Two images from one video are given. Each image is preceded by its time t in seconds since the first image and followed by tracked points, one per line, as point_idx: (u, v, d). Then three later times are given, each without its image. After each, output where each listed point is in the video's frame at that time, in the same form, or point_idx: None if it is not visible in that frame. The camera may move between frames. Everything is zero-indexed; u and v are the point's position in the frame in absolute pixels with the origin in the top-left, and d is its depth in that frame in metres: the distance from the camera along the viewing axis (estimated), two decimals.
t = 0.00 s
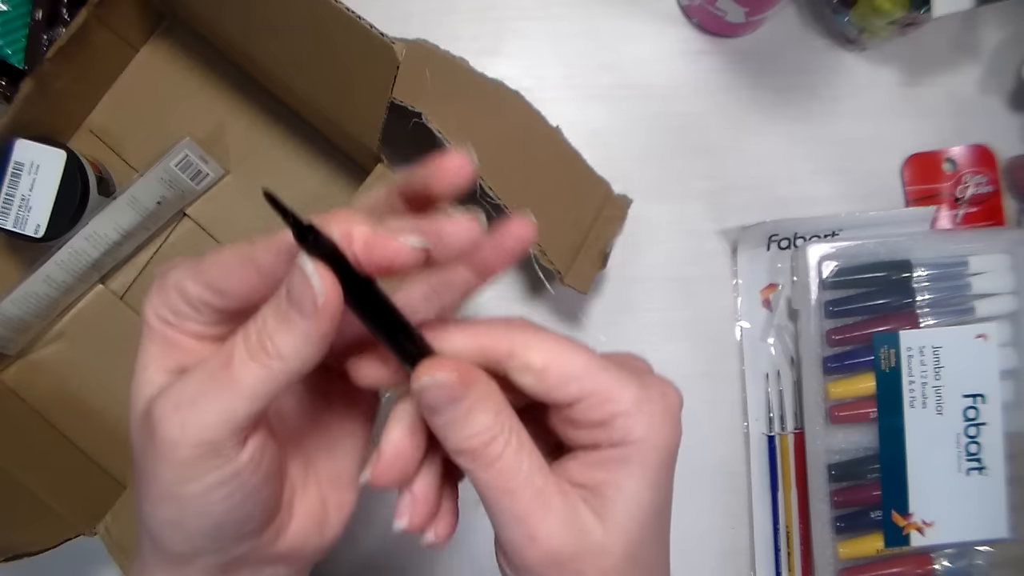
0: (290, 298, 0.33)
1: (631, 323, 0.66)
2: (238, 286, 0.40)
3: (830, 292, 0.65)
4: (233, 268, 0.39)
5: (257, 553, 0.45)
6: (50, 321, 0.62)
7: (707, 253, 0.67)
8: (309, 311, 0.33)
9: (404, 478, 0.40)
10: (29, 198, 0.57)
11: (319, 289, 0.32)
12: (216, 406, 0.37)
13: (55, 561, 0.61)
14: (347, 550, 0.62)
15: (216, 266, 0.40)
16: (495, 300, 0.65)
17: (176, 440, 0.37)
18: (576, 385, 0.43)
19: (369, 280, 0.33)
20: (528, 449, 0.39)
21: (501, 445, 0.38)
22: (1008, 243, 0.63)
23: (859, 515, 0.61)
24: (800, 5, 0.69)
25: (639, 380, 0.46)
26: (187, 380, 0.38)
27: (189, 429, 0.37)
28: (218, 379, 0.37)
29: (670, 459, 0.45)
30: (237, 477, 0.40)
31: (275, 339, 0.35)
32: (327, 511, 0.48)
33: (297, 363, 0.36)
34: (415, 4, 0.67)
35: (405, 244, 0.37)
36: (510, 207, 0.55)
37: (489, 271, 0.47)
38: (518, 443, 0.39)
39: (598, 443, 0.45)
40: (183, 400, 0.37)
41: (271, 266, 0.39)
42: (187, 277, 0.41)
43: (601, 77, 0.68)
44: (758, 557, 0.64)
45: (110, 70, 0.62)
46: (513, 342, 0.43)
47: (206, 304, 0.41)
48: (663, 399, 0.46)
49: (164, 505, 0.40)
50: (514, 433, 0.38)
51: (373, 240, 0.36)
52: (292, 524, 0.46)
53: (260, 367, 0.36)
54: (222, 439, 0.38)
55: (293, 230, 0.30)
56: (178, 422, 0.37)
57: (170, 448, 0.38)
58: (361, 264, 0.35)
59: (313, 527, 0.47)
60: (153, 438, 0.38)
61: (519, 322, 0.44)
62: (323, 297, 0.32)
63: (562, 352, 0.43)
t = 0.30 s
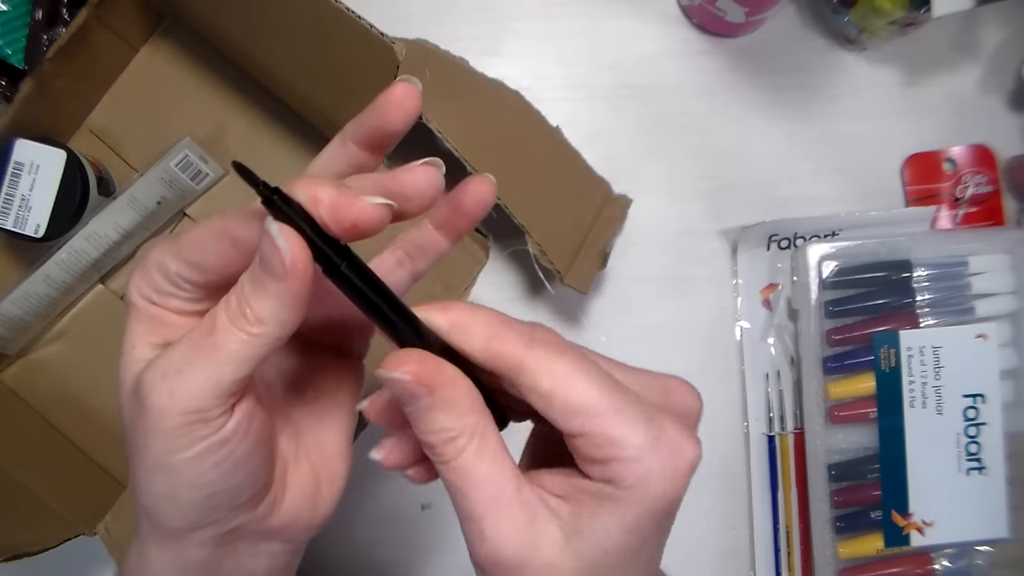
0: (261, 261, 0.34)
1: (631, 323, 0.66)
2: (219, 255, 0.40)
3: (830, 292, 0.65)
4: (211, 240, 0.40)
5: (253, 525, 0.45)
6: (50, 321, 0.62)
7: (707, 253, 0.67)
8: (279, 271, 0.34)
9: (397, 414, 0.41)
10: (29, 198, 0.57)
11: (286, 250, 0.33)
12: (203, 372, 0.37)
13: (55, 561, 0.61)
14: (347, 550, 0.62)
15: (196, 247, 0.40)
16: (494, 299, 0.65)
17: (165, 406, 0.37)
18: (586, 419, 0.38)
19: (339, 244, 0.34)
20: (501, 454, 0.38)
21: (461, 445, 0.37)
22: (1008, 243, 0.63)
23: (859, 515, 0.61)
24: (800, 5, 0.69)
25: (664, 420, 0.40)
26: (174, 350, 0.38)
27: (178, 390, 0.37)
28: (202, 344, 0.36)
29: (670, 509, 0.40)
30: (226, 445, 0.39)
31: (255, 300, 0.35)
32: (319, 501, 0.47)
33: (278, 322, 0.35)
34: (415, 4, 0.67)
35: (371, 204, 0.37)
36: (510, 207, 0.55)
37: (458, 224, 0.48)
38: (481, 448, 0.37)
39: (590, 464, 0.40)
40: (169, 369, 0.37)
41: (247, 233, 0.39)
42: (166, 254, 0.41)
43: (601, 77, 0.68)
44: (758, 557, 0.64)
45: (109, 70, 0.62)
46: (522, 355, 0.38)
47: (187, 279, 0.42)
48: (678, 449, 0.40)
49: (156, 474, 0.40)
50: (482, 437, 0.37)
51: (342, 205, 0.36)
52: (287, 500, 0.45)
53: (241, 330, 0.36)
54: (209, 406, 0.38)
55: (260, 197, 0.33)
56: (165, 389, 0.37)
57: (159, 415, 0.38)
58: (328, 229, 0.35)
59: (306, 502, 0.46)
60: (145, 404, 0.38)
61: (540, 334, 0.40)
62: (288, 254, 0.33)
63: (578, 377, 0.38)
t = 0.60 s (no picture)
0: (268, 257, 0.34)
1: (631, 322, 0.66)
2: (225, 248, 0.40)
3: (831, 292, 0.65)
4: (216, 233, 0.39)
5: (254, 520, 0.44)
6: (50, 321, 0.62)
7: (707, 253, 0.67)
8: (286, 267, 0.33)
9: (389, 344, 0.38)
10: (29, 198, 0.57)
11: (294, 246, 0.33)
12: (213, 369, 0.36)
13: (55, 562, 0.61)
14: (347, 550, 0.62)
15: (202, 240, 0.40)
16: (494, 299, 0.65)
17: (175, 401, 0.37)
18: (607, 466, 0.37)
19: (344, 238, 0.35)
20: (497, 467, 0.37)
21: (456, 453, 0.37)
22: (1008, 243, 0.63)
23: (859, 515, 0.61)
24: (800, 5, 0.69)
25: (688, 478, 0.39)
26: (183, 345, 0.37)
27: (185, 385, 0.37)
28: (211, 339, 0.36)
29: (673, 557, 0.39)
30: (233, 440, 0.39)
31: (263, 296, 0.35)
32: (321, 498, 0.47)
33: (287, 317, 0.35)
34: (415, 4, 0.67)
35: (381, 200, 0.36)
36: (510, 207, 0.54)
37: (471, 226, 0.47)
38: (474, 459, 0.37)
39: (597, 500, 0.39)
40: (179, 363, 0.37)
41: (256, 227, 0.39)
42: (173, 247, 0.41)
43: (601, 76, 0.68)
44: (758, 557, 0.64)
45: (110, 70, 0.62)
46: (554, 391, 0.37)
47: (194, 273, 0.41)
48: (693, 512, 0.39)
49: (161, 469, 0.40)
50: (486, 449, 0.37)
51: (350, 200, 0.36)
52: (291, 496, 0.45)
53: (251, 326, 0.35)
54: (218, 401, 0.38)
55: (272, 195, 0.34)
56: (173, 384, 0.37)
57: (167, 410, 0.38)
58: (336, 225, 0.36)
59: (309, 499, 0.46)
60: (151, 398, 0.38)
61: (579, 371, 0.38)
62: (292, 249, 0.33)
63: (610, 425, 0.37)
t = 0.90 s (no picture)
0: (280, 290, 0.33)
1: (631, 322, 0.66)
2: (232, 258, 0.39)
3: (830, 292, 0.65)
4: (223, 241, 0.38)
5: (256, 521, 0.45)
6: (50, 321, 0.62)
7: (707, 253, 0.67)
8: (303, 300, 0.33)
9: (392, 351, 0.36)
10: (29, 198, 0.57)
11: (303, 278, 0.32)
12: (231, 392, 0.37)
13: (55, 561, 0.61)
14: (345, 548, 0.61)
15: (208, 245, 0.39)
16: (494, 300, 0.65)
17: (195, 425, 0.37)
18: (607, 473, 0.37)
19: (342, 256, 0.32)
20: (497, 471, 0.37)
21: (457, 458, 0.37)
22: (1008, 243, 0.63)
23: (859, 515, 0.61)
24: (800, 5, 0.69)
25: (687, 486, 0.39)
26: (198, 367, 0.37)
27: (201, 407, 0.37)
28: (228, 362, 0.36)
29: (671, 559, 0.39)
30: (247, 458, 0.40)
31: (278, 323, 0.34)
32: (315, 492, 0.48)
33: (301, 342, 0.35)
34: (415, 5, 0.67)
35: (403, 222, 0.36)
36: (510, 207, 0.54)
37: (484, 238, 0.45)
38: (474, 464, 0.37)
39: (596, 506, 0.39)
40: (198, 390, 0.37)
41: (262, 232, 0.37)
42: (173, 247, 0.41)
43: (601, 77, 0.68)
44: (758, 557, 0.64)
45: (110, 70, 0.62)
46: (557, 396, 0.37)
47: (194, 277, 0.41)
48: (690, 522, 0.39)
49: (174, 486, 0.40)
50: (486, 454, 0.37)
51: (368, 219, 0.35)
52: (288, 499, 0.46)
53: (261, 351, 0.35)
54: (237, 423, 0.38)
55: (267, 216, 0.31)
56: (193, 408, 0.37)
57: (185, 432, 0.38)
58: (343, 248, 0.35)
59: (302, 501, 0.47)
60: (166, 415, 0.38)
61: (580, 374, 0.38)
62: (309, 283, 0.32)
63: (611, 431, 0.37)
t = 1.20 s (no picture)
0: (246, 273, 0.33)
1: (632, 323, 0.66)
2: (198, 241, 0.38)
3: (830, 292, 0.65)
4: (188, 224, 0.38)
5: (241, 510, 0.45)
6: (50, 321, 0.62)
7: (707, 254, 0.67)
8: (265, 282, 0.33)
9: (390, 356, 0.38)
10: (29, 198, 0.57)
11: (265, 261, 0.32)
12: (206, 372, 0.37)
13: (55, 561, 0.61)
14: (345, 548, 0.61)
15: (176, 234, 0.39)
16: (494, 300, 0.65)
17: (172, 406, 0.37)
18: (587, 490, 0.36)
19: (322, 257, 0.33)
20: (484, 470, 0.39)
21: (446, 456, 0.38)
22: (1008, 243, 0.63)
23: (859, 515, 0.61)
24: (800, 5, 0.69)
25: (669, 505, 0.38)
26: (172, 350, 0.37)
27: (178, 388, 0.37)
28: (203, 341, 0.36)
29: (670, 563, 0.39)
30: (224, 439, 0.40)
31: (244, 303, 0.34)
32: (302, 478, 0.48)
33: (268, 321, 0.35)
34: (415, 5, 0.67)
35: (349, 223, 0.33)
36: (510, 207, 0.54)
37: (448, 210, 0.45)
38: (463, 460, 0.38)
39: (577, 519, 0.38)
40: (173, 371, 0.37)
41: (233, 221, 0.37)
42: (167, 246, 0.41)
43: (601, 77, 0.68)
44: (758, 557, 0.64)
45: (110, 70, 0.62)
46: (542, 414, 0.36)
47: (162, 261, 0.40)
48: (669, 542, 0.38)
49: (156, 471, 0.40)
50: (473, 454, 0.38)
51: (314, 220, 0.32)
52: (272, 487, 0.46)
53: (234, 329, 0.36)
54: (215, 403, 0.38)
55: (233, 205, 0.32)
56: (169, 390, 0.37)
57: (163, 413, 0.38)
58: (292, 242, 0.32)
59: (288, 486, 0.47)
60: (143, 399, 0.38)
61: (568, 389, 0.37)
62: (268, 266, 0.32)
63: (595, 450, 0.36)
